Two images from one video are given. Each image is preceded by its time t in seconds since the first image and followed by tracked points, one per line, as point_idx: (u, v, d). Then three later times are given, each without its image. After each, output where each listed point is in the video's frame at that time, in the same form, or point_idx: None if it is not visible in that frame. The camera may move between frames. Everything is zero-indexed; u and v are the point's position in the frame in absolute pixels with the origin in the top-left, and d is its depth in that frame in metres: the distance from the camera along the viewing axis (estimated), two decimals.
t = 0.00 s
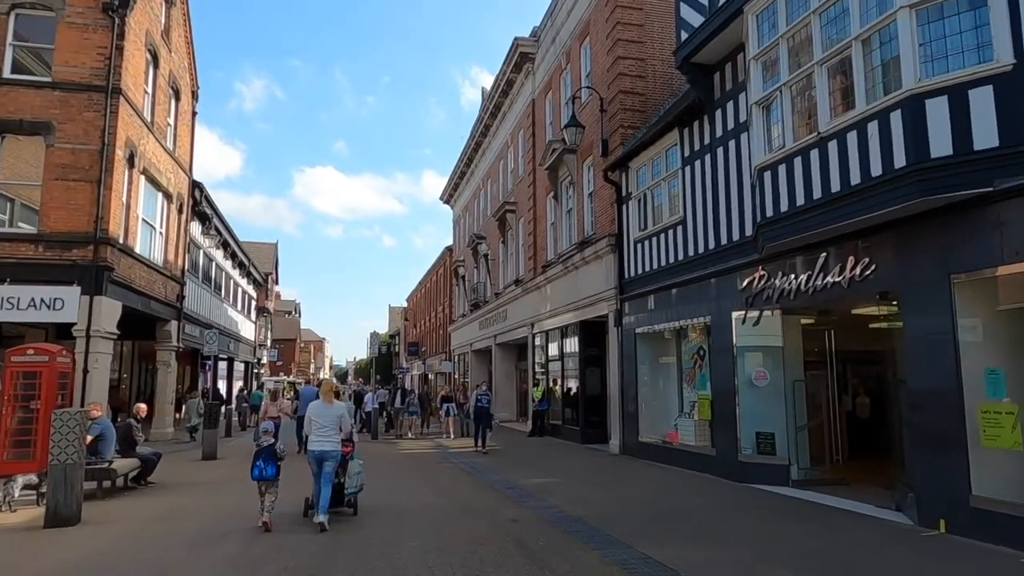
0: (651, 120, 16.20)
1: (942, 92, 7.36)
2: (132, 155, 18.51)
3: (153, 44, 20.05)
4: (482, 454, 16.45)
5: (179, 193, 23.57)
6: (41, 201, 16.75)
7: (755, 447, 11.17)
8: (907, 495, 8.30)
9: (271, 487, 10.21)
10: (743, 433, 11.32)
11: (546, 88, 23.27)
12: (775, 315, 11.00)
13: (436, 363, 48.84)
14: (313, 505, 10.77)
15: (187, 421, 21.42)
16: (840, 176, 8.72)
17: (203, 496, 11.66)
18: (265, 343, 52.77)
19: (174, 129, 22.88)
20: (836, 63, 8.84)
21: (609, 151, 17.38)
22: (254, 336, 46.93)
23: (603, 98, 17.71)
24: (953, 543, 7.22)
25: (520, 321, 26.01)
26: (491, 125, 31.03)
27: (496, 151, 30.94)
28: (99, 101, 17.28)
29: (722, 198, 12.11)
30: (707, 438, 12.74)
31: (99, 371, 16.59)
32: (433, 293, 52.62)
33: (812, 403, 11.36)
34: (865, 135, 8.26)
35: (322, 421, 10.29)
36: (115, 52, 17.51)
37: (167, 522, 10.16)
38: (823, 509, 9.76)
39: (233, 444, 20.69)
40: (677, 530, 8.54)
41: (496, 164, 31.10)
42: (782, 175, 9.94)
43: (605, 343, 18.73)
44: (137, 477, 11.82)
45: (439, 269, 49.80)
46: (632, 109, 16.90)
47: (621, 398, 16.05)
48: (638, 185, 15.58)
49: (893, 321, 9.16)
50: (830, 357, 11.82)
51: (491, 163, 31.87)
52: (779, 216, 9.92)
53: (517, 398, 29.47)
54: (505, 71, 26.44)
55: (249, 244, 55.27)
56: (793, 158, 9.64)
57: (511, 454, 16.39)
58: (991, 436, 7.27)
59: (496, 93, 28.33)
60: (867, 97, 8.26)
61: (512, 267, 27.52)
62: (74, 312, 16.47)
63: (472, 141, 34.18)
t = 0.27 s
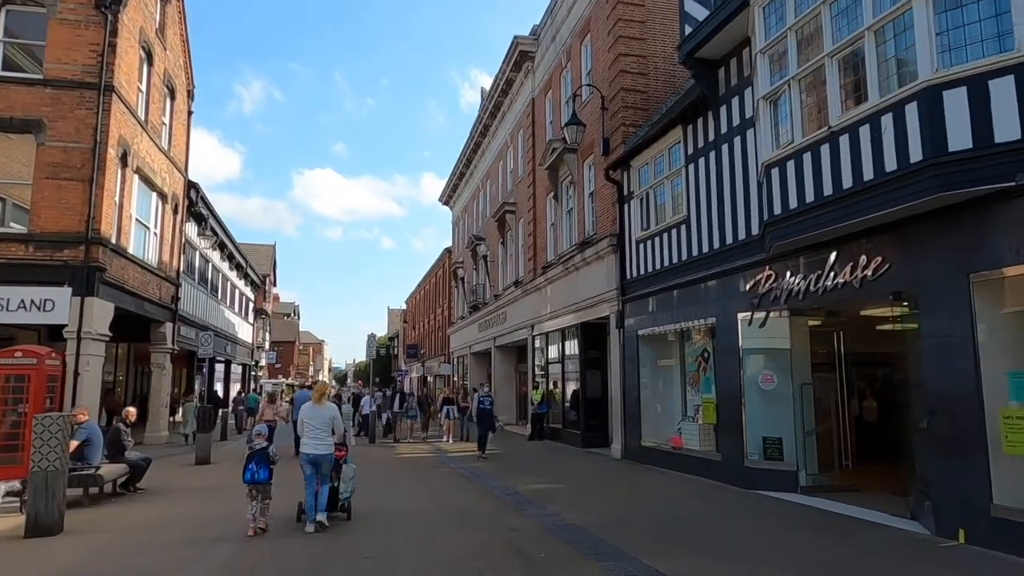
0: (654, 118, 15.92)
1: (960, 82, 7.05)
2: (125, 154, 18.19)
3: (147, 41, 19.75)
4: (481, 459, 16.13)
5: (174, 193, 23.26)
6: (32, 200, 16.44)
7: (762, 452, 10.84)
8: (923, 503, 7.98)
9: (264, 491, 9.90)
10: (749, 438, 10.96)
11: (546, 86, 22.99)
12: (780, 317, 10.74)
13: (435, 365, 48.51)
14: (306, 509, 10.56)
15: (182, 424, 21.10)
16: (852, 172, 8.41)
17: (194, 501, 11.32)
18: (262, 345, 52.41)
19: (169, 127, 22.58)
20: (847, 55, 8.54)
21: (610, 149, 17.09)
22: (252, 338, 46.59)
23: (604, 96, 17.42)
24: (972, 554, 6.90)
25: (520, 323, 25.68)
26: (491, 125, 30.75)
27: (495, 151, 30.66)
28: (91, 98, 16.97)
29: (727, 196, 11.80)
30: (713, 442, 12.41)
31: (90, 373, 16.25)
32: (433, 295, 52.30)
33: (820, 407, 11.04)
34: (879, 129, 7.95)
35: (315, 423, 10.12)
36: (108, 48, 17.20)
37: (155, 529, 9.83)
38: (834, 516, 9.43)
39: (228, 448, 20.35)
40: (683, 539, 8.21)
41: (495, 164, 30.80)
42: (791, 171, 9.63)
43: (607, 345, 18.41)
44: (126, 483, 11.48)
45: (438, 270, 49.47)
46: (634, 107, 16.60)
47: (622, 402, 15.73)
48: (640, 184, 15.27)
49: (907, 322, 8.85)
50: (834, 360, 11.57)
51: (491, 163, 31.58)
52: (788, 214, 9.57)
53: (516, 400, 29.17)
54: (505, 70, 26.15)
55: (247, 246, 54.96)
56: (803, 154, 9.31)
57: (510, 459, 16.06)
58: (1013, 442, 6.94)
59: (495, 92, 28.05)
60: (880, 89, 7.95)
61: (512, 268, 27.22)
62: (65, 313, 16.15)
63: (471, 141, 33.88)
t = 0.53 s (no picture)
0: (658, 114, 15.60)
1: (985, 69, 6.72)
2: (119, 151, 17.85)
3: (141, 37, 19.42)
4: (481, 462, 15.76)
5: (170, 192, 22.92)
6: (23, 197, 16.10)
7: (772, 456, 10.49)
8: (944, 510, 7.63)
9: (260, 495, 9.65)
10: (760, 441, 10.62)
11: (547, 84, 22.69)
12: (790, 317, 10.46)
13: (434, 367, 48.13)
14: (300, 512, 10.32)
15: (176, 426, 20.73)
16: (868, 165, 8.08)
17: (185, 505, 10.95)
18: (261, 347, 52.03)
19: (164, 125, 22.23)
20: (863, 43, 8.21)
21: (613, 146, 16.76)
22: (250, 339, 46.18)
23: (607, 92, 17.10)
24: (999, 564, 6.56)
25: (520, 324, 25.33)
26: (491, 124, 30.44)
27: (496, 150, 30.33)
28: (84, 93, 16.63)
29: (736, 191, 11.46)
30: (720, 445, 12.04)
31: (82, 374, 15.89)
32: (432, 296, 51.93)
33: (832, 410, 10.69)
34: (898, 119, 7.62)
35: (312, 426, 9.90)
36: (101, 43, 16.87)
37: (144, 535, 9.47)
38: (849, 524, 9.05)
39: (223, 450, 19.98)
40: (693, 550, 7.84)
41: (495, 163, 30.49)
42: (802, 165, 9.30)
43: (609, 346, 18.07)
44: (115, 487, 11.11)
45: (437, 271, 49.10)
46: (638, 103, 16.28)
47: (626, 404, 15.38)
48: (644, 181, 14.94)
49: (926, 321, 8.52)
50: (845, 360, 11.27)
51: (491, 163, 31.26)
52: (801, 209, 9.20)
53: (517, 402, 28.83)
54: (506, 68, 25.83)
55: (245, 246, 54.59)
56: (817, 146, 8.95)
57: (511, 462, 15.70)
58: None
59: (496, 91, 27.75)
60: (899, 78, 7.63)
61: (512, 269, 26.87)
62: (56, 313, 15.80)
63: (471, 141, 33.55)
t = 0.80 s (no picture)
0: (664, 111, 15.26)
1: (1015, 55, 6.37)
2: (112, 147, 17.49)
3: (137, 32, 19.09)
4: (481, 467, 15.38)
5: (166, 191, 22.57)
6: (13, 195, 15.76)
7: (783, 462, 10.10)
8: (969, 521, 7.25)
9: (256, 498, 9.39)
10: (771, 446, 10.20)
11: (549, 82, 22.35)
12: (801, 317, 10.14)
13: (434, 370, 47.73)
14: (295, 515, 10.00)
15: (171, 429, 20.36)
16: (888, 158, 7.72)
17: (175, 512, 10.57)
18: (259, 349, 51.65)
19: (160, 123, 21.89)
20: (881, 31, 7.86)
21: (617, 144, 16.42)
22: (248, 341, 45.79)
23: (611, 89, 16.75)
24: None
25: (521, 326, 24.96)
26: (492, 124, 30.11)
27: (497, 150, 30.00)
28: (76, 89, 16.28)
29: (746, 188, 11.11)
30: (729, 451, 11.66)
31: (73, 376, 15.52)
32: (432, 298, 51.56)
33: (846, 414, 10.30)
34: (920, 109, 7.26)
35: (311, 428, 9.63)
36: (94, 38, 16.52)
37: (131, 543, 9.10)
38: (865, 533, 8.67)
39: (218, 454, 19.59)
40: (704, 560, 7.48)
41: (496, 163, 30.15)
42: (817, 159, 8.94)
43: (613, 348, 17.70)
44: (103, 493, 10.72)
45: (438, 273, 48.73)
46: (643, 100, 15.94)
47: (630, 407, 14.99)
48: (649, 179, 14.60)
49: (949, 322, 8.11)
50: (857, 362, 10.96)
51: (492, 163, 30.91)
52: (816, 204, 8.83)
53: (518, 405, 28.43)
54: (507, 67, 25.50)
55: (244, 247, 54.24)
56: (833, 139, 8.59)
57: (512, 467, 15.32)
58: None
59: (497, 90, 27.42)
60: (921, 66, 7.27)
61: (513, 270, 26.51)
62: (47, 313, 15.45)
63: (472, 141, 33.21)
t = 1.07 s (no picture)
0: (667, 107, 14.97)
1: None
2: (106, 144, 17.20)
3: (132, 28, 18.80)
4: (480, 469, 15.07)
5: (162, 189, 22.27)
6: (4, 191, 15.47)
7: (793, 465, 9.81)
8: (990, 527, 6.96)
9: (251, 501, 9.29)
10: (779, 449, 9.96)
11: (550, 79, 22.08)
12: (813, 316, 9.85)
13: (434, 371, 47.43)
14: (291, 516, 9.91)
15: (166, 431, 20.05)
16: (904, 150, 7.43)
17: (165, 515, 10.29)
18: (258, 349, 51.33)
19: (156, 120, 21.60)
20: (896, 17, 7.56)
21: (620, 140, 16.13)
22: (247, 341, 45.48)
23: (613, 84, 16.47)
24: None
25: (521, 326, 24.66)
26: (492, 122, 29.83)
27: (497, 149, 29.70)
28: (70, 84, 15.99)
29: (753, 183, 10.82)
30: (735, 453, 11.35)
31: (65, 376, 15.22)
32: (432, 298, 51.25)
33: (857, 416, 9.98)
34: (939, 98, 6.97)
35: (305, 431, 9.45)
36: (88, 32, 16.23)
37: (119, 548, 8.80)
38: (879, 538, 8.38)
39: (214, 456, 19.27)
40: (712, 567, 7.19)
41: (497, 162, 29.86)
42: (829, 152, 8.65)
43: (615, 348, 17.40)
44: (91, 496, 10.43)
45: (438, 273, 48.43)
46: (646, 95, 15.65)
47: (633, 409, 14.67)
48: (653, 175, 14.31)
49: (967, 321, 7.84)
50: (870, 363, 10.66)
51: (492, 162, 30.60)
52: (827, 199, 8.53)
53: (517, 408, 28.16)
54: (508, 64, 25.21)
55: (243, 247, 53.96)
56: (845, 131, 8.30)
57: (512, 470, 15.00)
58: None
59: (497, 87, 27.13)
60: (941, 53, 6.98)
61: (514, 270, 26.21)
62: (38, 311, 15.15)
63: (472, 140, 32.93)
